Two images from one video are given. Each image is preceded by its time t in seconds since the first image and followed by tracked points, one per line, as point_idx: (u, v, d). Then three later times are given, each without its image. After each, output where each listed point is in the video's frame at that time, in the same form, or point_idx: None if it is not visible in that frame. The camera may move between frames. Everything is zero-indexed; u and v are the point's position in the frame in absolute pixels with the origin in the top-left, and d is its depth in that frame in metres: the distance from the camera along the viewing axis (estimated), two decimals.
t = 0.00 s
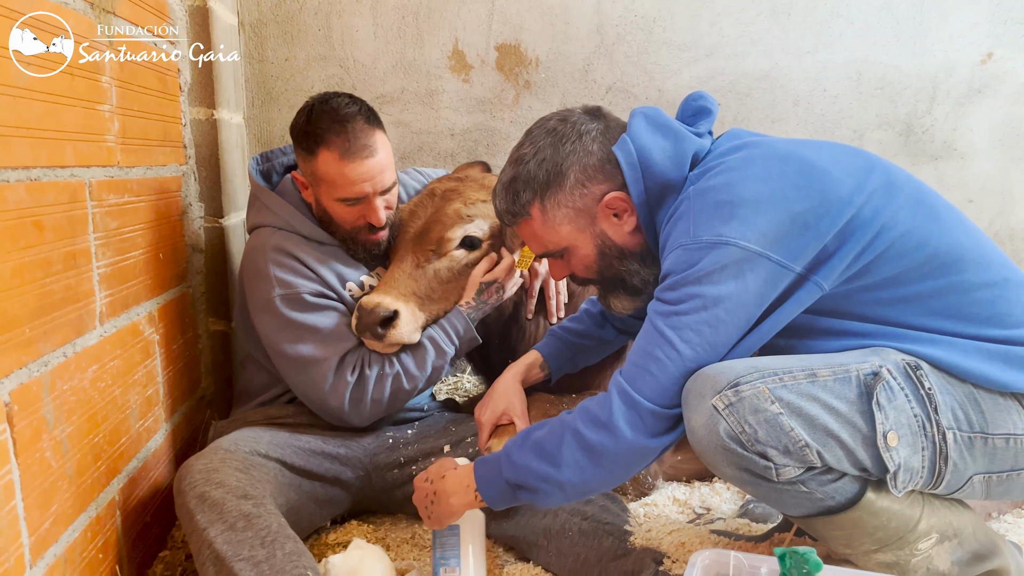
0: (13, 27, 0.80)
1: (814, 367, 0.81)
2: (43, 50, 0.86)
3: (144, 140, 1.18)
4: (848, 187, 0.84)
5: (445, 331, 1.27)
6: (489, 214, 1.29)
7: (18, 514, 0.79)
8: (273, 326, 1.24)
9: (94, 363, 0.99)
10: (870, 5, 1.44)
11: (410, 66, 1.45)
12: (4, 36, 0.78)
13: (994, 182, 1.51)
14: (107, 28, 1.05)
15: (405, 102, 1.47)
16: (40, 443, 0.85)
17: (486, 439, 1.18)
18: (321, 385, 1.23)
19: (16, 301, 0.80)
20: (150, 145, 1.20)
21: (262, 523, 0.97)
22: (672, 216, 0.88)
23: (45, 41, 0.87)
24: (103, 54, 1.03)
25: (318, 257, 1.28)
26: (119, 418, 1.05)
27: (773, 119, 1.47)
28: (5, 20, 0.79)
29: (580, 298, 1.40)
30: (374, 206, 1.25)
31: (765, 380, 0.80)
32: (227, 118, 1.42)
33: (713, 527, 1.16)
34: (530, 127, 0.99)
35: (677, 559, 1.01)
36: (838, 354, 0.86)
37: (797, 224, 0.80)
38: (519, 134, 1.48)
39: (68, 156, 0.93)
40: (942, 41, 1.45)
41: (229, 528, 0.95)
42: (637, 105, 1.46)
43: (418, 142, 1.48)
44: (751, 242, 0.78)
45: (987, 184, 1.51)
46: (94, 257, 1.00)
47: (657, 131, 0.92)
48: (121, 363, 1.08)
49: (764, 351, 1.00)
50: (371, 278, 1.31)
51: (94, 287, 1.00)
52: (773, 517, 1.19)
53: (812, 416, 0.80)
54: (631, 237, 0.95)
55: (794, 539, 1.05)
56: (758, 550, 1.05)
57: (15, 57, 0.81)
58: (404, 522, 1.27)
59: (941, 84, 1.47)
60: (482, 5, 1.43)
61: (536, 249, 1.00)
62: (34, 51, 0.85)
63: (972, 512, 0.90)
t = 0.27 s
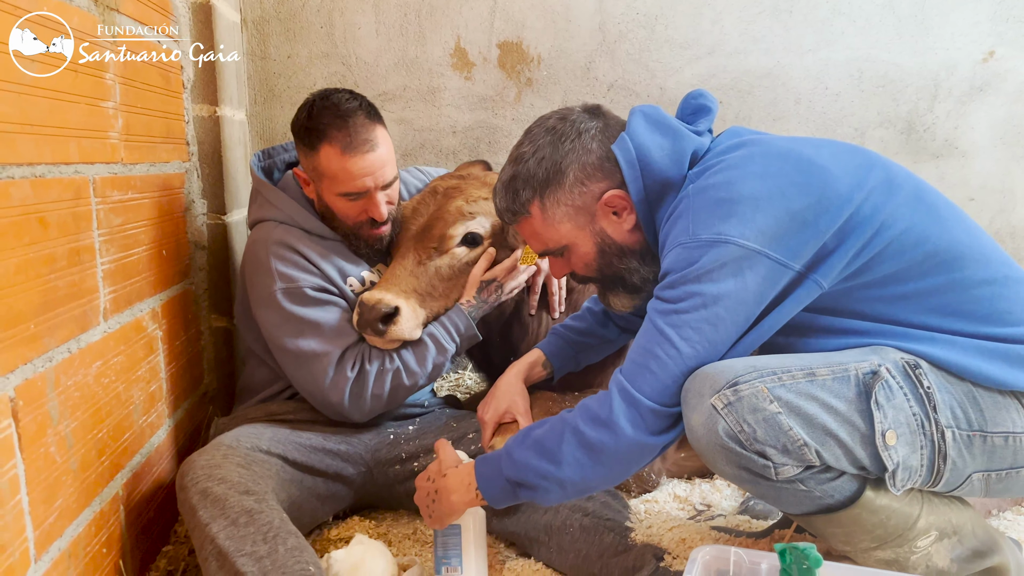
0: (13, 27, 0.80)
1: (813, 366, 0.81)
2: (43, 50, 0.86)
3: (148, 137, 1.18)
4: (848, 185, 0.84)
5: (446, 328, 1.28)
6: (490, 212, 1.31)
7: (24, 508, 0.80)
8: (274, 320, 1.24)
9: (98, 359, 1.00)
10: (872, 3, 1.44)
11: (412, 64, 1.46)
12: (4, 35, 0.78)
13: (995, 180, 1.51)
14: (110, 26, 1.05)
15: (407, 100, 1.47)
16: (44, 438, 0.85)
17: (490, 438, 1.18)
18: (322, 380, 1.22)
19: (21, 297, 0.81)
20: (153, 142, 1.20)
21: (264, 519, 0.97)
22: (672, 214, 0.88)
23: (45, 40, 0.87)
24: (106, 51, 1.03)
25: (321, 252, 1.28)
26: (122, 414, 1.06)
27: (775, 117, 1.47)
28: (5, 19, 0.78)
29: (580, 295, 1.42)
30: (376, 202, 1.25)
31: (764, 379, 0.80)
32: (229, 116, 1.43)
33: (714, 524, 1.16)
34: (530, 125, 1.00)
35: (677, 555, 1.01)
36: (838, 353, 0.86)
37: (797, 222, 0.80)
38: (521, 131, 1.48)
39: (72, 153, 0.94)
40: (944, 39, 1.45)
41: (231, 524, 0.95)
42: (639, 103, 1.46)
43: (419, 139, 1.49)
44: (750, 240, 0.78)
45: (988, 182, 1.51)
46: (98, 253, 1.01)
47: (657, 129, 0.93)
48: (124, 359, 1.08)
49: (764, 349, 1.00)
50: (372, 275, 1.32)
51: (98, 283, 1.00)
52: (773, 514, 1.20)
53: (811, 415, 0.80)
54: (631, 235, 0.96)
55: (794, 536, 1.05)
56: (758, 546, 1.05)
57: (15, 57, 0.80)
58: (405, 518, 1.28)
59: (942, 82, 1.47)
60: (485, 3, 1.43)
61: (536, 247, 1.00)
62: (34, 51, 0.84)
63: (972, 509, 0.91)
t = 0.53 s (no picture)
0: (13, 27, 0.79)
1: (815, 367, 0.82)
2: (42, 49, 0.86)
3: (151, 135, 1.18)
4: (851, 186, 0.84)
5: (449, 328, 1.29)
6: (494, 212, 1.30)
7: (27, 506, 0.80)
8: (276, 318, 1.23)
9: (100, 357, 1.00)
10: (874, 3, 1.44)
11: (413, 62, 1.46)
12: (4, 36, 0.78)
13: (996, 180, 1.51)
14: (113, 25, 1.05)
15: (409, 98, 1.47)
16: (47, 436, 0.85)
17: (492, 437, 1.18)
18: (325, 379, 1.22)
19: (25, 295, 0.81)
20: (155, 140, 1.20)
21: (265, 517, 0.97)
22: (675, 214, 0.89)
23: (45, 40, 0.86)
24: (109, 50, 1.04)
25: (324, 251, 1.29)
26: (125, 412, 1.06)
27: (776, 117, 1.47)
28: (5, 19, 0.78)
29: (580, 293, 1.41)
30: (378, 204, 1.25)
31: (766, 381, 0.80)
32: (231, 114, 1.43)
33: (714, 522, 1.17)
34: (533, 125, 1.00)
35: (677, 553, 1.01)
36: (840, 354, 0.86)
37: (800, 222, 0.80)
38: (523, 130, 1.48)
39: (75, 151, 0.94)
40: (946, 38, 1.45)
41: (232, 522, 0.96)
42: (640, 102, 1.46)
43: (421, 138, 1.49)
44: (753, 241, 0.78)
45: (988, 182, 1.51)
46: (101, 252, 1.01)
47: (659, 129, 0.93)
48: (127, 357, 1.09)
49: (766, 349, 1.00)
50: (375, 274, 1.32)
51: (101, 281, 1.00)
52: (774, 513, 1.20)
53: (813, 417, 0.80)
54: (634, 234, 0.96)
55: (794, 535, 1.05)
56: (758, 545, 1.05)
57: (15, 57, 0.79)
58: (407, 516, 1.28)
59: (944, 82, 1.47)
60: (486, 2, 1.43)
61: (538, 246, 1.00)
62: (34, 51, 0.84)
63: (972, 509, 0.91)
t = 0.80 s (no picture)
0: (13, 27, 0.79)
1: (815, 368, 0.82)
2: (43, 50, 0.86)
3: (151, 133, 1.19)
4: (853, 187, 0.84)
5: (448, 324, 1.29)
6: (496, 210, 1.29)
7: (26, 503, 0.81)
8: (277, 314, 1.24)
9: (100, 354, 1.00)
10: (873, 3, 1.44)
11: (413, 61, 1.46)
12: (4, 35, 0.78)
13: (995, 181, 1.51)
14: (113, 23, 1.06)
15: (409, 97, 1.48)
16: (47, 433, 0.86)
17: (491, 436, 1.18)
18: (325, 375, 1.23)
19: (25, 292, 0.81)
20: (155, 138, 1.21)
21: (265, 514, 0.98)
22: (676, 215, 0.89)
23: (46, 40, 0.86)
24: (109, 48, 1.04)
25: (325, 248, 1.29)
26: (124, 409, 1.07)
27: (775, 117, 1.48)
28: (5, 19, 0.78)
29: (580, 293, 1.41)
30: (383, 208, 1.25)
31: (766, 382, 0.80)
32: (231, 112, 1.44)
33: (712, 521, 1.17)
34: (533, 124, 1.00)
35: (676, 552, 1.01)
36: (840, 355, 0.87)
37: (801, 224, 0.81)
38: (522, 129, 1.48)
39: (76, 148, 0.94)
40: (945, 39, 1.46)
41: (232, 519, 0.96)
42: (640, 101, 1.46)
43: (421, 137, 1.49)
44: (753, 242, 0.79)
45: (987, 182, 1.51)
46: (101, 249, 1.01)
47: (660, 129, 0.93)
48: (126, 355, 1.09)
49: (765, 350, 1.00)
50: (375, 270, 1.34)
51: (101, 279, 1.01)
52: (772, 512, 1.20)
53: (812, 418, 0.81)
54: (634, 235, 0.96)
55: (792, 534, 1.06)
56: (757, 544, 1.06)
57: (15, 57, 0.79)
58: (406, 514, 1.28)
59: (943, 82, 1.47)
60: (486, 1, 1.43)
61: (539, 246, 1.01)
62: (34, 51, 0.84)
63: (971, 510, 0.92)
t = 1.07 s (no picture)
0: (13, 26, 0.80)
1: (813, 370, 0.82)
2: (43, 50, 0.86)
3: (149, 131, 1.19)
4: (852, 187, 0.84)
5: (447, 321, 1.29)
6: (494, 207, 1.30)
7: (24, 498, 0.81)
8: (277, 310, 1.23)
9: (98, 351, 1.00)
10: (871, 3, 1.44)
11: (412, 59, 1.46)
12: (4, 33, 0.78)
13: (992, 181, 1.52)
14: (111, 19, 1.05)
15: (407, 96, 1.48)
16: (44, 429, 0.86)
17: (488, 435, 1.18)
18: (323, 372, 1.22)
19: (23, 288, 0.81)
20: (154, 136, 1.21)
21: (263, 510, 0.98)
22: (674, 214, 0.89)
23: (45, 40, 0.87)
24: (108, 45, 1.04)
25: (326, 244, 1.29)
26: (121, 406, 1.07)
27: (773, 116, 1.48)
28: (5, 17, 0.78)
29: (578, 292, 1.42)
30: (384, 203, 1.25)
31: (764, 383, 0.81)
32: (230, 110, 1.44)
33: (709, 520, 1.17)
34: (531, 123, 1.00)
35: (673, 551, 1.01)
36: (838, 356, 0.87)
37: (799, 224, 0.81)
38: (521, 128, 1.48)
39: (74, 145, 0.94)
40: (943, 39, 1.46)
41: (230, 515, 0.96)
42: (638, 101, 1.46)
43: (419, 135, 1.49)
44: (752, 242, 0.79)
45: (985, 182, 1.51)
46: (99, 246, 1.01)
47: (658, 128, 0.93)
48: (124, 352, 1.09)
49: (763, 350, 1.01)
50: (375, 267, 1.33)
51: (99, 276, 1.01)
52: (770, 511, 1.20)
53: (811, 420, 0.81)
54: (632, 234, 0.96)
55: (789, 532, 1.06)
56: (754, 542, 1.06)
57: (14, 57, 0.79)
58: (403, 512, 1.29)
59: (941, 82, 1.47)
60: None
61: (536, 246, 1.01)
62: (34, 51, 0.84)
63: (969, 510, 0.92)
